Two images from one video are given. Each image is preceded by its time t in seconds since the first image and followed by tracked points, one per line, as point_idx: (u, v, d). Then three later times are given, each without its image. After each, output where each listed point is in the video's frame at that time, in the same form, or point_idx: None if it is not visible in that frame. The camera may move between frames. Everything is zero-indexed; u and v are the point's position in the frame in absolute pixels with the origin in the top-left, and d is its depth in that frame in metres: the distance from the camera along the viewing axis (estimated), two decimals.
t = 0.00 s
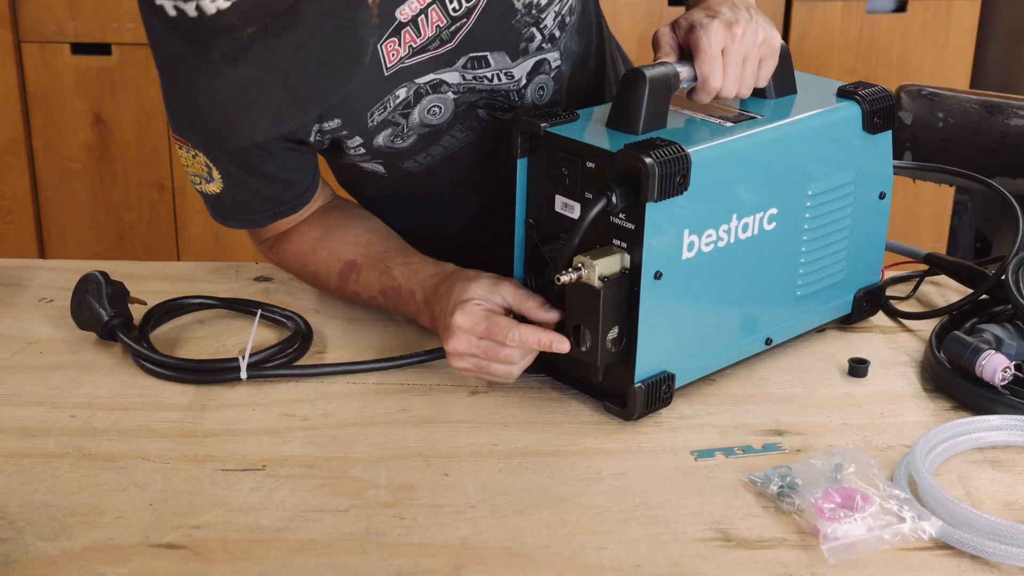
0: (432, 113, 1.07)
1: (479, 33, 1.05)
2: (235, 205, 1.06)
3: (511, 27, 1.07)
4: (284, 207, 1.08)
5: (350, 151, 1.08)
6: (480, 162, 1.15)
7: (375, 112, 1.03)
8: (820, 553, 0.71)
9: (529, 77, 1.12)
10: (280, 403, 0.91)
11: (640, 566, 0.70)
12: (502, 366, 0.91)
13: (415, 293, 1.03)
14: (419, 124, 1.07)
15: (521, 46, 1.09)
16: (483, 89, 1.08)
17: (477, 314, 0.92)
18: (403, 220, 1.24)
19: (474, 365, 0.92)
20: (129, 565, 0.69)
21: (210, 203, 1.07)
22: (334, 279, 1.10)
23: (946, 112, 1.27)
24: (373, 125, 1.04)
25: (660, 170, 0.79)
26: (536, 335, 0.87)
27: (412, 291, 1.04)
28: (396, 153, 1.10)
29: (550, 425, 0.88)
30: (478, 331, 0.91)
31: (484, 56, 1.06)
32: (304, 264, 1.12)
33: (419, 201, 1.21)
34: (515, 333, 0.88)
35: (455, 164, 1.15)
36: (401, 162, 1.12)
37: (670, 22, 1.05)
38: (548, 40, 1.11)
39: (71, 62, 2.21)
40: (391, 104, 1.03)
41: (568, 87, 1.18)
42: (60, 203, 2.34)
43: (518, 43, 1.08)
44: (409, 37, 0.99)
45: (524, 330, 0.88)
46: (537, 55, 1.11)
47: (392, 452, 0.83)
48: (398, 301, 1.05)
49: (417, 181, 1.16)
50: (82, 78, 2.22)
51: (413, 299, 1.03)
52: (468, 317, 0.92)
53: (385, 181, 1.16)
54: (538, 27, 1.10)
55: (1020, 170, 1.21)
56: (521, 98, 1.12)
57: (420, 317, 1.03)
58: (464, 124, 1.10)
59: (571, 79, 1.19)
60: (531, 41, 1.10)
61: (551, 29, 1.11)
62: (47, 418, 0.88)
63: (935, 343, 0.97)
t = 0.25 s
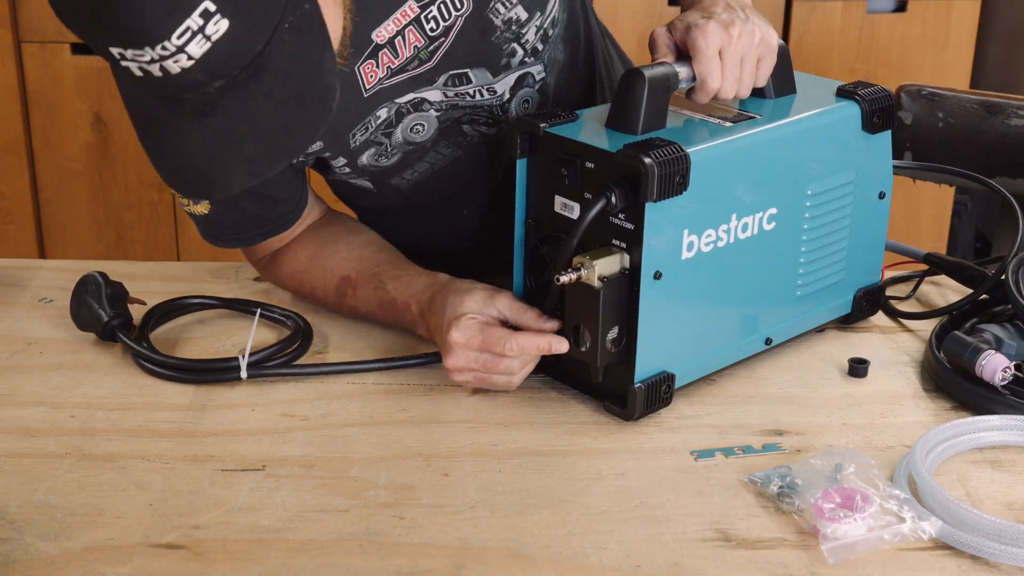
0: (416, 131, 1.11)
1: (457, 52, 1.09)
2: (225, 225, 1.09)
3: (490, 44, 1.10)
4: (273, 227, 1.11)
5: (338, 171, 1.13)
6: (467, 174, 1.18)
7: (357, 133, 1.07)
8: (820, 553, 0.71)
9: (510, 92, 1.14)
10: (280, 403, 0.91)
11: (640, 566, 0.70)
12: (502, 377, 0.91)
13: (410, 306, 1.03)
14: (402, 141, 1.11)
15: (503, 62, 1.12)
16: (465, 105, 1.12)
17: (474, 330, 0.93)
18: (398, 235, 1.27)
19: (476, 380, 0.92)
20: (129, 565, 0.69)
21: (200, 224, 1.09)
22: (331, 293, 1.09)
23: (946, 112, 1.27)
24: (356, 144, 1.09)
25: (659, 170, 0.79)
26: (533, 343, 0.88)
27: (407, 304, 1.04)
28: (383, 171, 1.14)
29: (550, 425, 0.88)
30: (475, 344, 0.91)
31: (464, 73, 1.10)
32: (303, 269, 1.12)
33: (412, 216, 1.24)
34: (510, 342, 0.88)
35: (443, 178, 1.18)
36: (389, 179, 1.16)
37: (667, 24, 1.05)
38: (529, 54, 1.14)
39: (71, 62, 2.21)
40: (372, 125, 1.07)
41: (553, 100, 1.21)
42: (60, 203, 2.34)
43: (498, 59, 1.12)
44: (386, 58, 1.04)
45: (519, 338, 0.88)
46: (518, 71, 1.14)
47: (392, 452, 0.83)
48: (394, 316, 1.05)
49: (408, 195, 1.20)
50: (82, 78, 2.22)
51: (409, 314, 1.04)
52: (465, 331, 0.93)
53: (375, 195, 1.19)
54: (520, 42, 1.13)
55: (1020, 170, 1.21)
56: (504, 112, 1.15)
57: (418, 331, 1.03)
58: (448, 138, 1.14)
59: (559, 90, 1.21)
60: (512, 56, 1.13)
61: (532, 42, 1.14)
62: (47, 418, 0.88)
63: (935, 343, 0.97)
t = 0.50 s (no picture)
0: (410, 135, 1.11)
1: (449, 55, 1.08)
2: (229, 232, 1.09)
3: (481, 47, 1.10)
4: (274, 234, 1.11)
5: (333, 177, 1.13)
6: (462, 174, 1.19)
7: (351, 140, 1.07)
8: (820, 553, 0.71)
9: (502, 92, 1.14)
10: (280, 403, 0.91)
11: (640, 566, 0.70)
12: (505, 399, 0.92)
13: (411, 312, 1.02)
14: (396, 146, 1.11)
15: (495, 65, 1.12)
16: (457, 107, 1.12)
17: (488, 353, 0.90)
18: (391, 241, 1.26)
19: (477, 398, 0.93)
20: (129, 565, 0.69)
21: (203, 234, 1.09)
22: (328, 301, 1.09)
23: (946, 112, 1.27)
24: (351, 150, 1.09)
25: (660, 170, 0.79)
26: (542, 376, 0.89)
27: (407, 311, 1.03)
28: (378, 176, 1.14)
29: (550, 425, 0.88)
30: (487, 370, 0.90)
31: (456, 76, 1.10)
32: (303, 269, 1.12)
33: (404, 221, 1.25)
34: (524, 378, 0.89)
35: (439, 179, 1.18)
36: (385, 183, 1.16)
37: (667, 25, 1.05)
38: (519, 54, 1.14)
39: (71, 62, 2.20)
40: (366, 131, 1.07)
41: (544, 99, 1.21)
42: (60, 203, 2.34)
43: (490, 62, 1.11)
44: (378, 65, 1.04)
45: (531, 372, 0.89)
46: (510, 71, 1.14)
47: (391, 452, 0.83)
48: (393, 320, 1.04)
49: (403, 200, 1.20)
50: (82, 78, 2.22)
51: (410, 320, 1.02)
52: (479, 356, 0.90)
53: (371, 200, 1.19)
54: (512, 44, 1.13)
55: (1019, 170, 1.21)
56: (498, 114, 1.15)
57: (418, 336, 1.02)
58: (443, 140, 1.14)
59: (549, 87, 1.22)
60: (504, 59, 1.13)
61: (522, 42, 1.14)
62: (47, 418, 0.88)
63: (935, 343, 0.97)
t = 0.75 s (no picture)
0: (409, 135, 1.11)
1: (447, 56, 1.08)
2: (232, 228, 1.08)
3: (480, 48, 1.10)
4: (275, 233, 1.10)
5: (332, 178, 1.13)
6: (461, 176, 1.19)
7: (350, 140, 1.08)
8: (820, 553, 0.71)
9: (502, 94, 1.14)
10: (280, 403, 0.91)
11: (640, 566, 0.70)
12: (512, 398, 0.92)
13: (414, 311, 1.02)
14: (396, 146, 1.11)
15: (494, 65, 1.12)
16: (456, 108, 1.12)
17: (496, 348, 0.91)
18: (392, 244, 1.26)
19: (483, 395, 0.92)
20: (129, 565, 0.69)
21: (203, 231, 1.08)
22: (328, 301, 1.09)
23: (946, 112, 1.27)
24: (351, 151, 1.09)
25: (660, 170, 0.79)
26: (552, 370, 0.90)
27: (409, 309, 1.03)
28: (377, 177, 1.14)
29: (551, 425, 0.88)
30: (496, 366, 0.90)
31: (454, 76, 1.10)
32: (303, 270, 1.12)
33: (405, 224, 1.25)
34: (536, 372, 0.90)
35: (438, 181, 1.18)
36: (384, 184, 1.16)
37: (667, 25, 1.06)
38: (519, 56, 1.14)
39: (71, 62, 2.20)
40: (365, 131, 1.08)
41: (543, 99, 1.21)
42: (61, 203, 2.34)
43: (489, 62, 1.11)
44: (376, 65, 1.04)
45: (541, 367, 0.90)
46: (509, 72, 1.14)
47: (391, 452, 0.83)
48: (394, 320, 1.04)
49: (402, 201, 1.20)
50: (82, 78, 2.22)
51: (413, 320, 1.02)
52: (487, 352, 0.91)
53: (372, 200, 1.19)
54: (511, 46, 1.13)
55: (1020, 170, 1.21)
56: (496, 115, 1.15)
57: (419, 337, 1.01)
58: (442, 141, 1.14)
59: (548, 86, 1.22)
60: (503, 60, 1.12)
61: (521, 44, 1.14)
62: (47, 418, 0.88)
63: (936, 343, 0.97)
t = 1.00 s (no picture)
0: (406, 130, 1.11)
1: (445, 48, 1.10)
2: (242, 219, 1.10)
3: (476, 42, 1.11)
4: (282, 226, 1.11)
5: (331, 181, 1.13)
6: (459, 176, 1.18)
7: (347, 133, 1.08)
8: (820, 553, 0.71)
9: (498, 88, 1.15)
10: (280, 403, 0.91)
11: (640, 566, 0.70)
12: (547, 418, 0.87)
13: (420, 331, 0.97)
14: (392, 142, 1.11)
15: (491, 59, 1.13)
16: (453, 102, 1.13)
17: (540, 359, 0.87)
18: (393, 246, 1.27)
19: (517, 412, 0.87)
20: (129, 565, 0.69)
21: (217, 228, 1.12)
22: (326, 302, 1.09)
23: (946, 112, 1.27)
24: (348, 145, 1.09)
25: (659, 170, 0.79)
26: (600, 380, 0.87)
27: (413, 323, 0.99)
28: (377, 177, 1.14)
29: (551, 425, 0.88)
30: (540, 375, 0.86)
31: (452, 69, 1.11)
32: (303, 270, 1.12)
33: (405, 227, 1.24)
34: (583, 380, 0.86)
35: (436, 182, 1.18)
36: (382, 187, 1.16)
37: (667, 25, 1.06)
38: (515, 50, 1.15)
39: (71, 63, 2.20)
40: (362, 123, 1.09)
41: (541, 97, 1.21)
42: (61, 203, 2.34)
43: (486, 56, 1.13)
44: (375, 55, 1.06)
45: (587, 375, 0.87)
46: (506, 67, 1.15)
47: (391, 452, 0.83)
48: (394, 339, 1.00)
49: (401, 207, 1.19)
50: (82, 78, 2.22)
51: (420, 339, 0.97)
52: (531, 361, 0.87)
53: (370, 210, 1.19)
54: (508, 39, 1.14)
55: (1019, 170, 1.21)
56: (493, 109, 1.15)
57: (424, 360, 0.95)
58: (439, 139, 1.14)
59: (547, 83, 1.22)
60: (500, 53, 1.13)
61: (518, 38, 1.15)
62: (47, 418, 0.88)
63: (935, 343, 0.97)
